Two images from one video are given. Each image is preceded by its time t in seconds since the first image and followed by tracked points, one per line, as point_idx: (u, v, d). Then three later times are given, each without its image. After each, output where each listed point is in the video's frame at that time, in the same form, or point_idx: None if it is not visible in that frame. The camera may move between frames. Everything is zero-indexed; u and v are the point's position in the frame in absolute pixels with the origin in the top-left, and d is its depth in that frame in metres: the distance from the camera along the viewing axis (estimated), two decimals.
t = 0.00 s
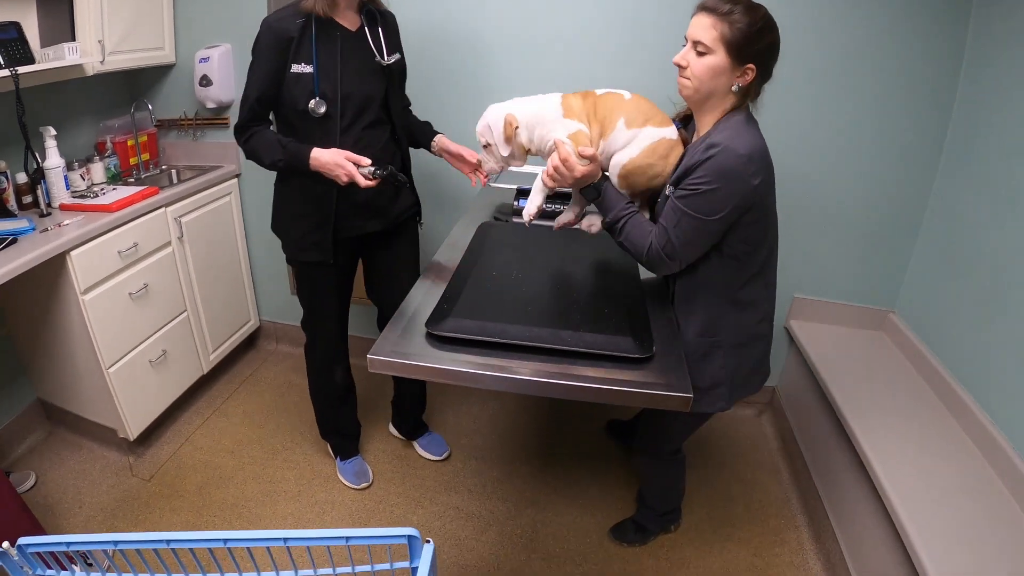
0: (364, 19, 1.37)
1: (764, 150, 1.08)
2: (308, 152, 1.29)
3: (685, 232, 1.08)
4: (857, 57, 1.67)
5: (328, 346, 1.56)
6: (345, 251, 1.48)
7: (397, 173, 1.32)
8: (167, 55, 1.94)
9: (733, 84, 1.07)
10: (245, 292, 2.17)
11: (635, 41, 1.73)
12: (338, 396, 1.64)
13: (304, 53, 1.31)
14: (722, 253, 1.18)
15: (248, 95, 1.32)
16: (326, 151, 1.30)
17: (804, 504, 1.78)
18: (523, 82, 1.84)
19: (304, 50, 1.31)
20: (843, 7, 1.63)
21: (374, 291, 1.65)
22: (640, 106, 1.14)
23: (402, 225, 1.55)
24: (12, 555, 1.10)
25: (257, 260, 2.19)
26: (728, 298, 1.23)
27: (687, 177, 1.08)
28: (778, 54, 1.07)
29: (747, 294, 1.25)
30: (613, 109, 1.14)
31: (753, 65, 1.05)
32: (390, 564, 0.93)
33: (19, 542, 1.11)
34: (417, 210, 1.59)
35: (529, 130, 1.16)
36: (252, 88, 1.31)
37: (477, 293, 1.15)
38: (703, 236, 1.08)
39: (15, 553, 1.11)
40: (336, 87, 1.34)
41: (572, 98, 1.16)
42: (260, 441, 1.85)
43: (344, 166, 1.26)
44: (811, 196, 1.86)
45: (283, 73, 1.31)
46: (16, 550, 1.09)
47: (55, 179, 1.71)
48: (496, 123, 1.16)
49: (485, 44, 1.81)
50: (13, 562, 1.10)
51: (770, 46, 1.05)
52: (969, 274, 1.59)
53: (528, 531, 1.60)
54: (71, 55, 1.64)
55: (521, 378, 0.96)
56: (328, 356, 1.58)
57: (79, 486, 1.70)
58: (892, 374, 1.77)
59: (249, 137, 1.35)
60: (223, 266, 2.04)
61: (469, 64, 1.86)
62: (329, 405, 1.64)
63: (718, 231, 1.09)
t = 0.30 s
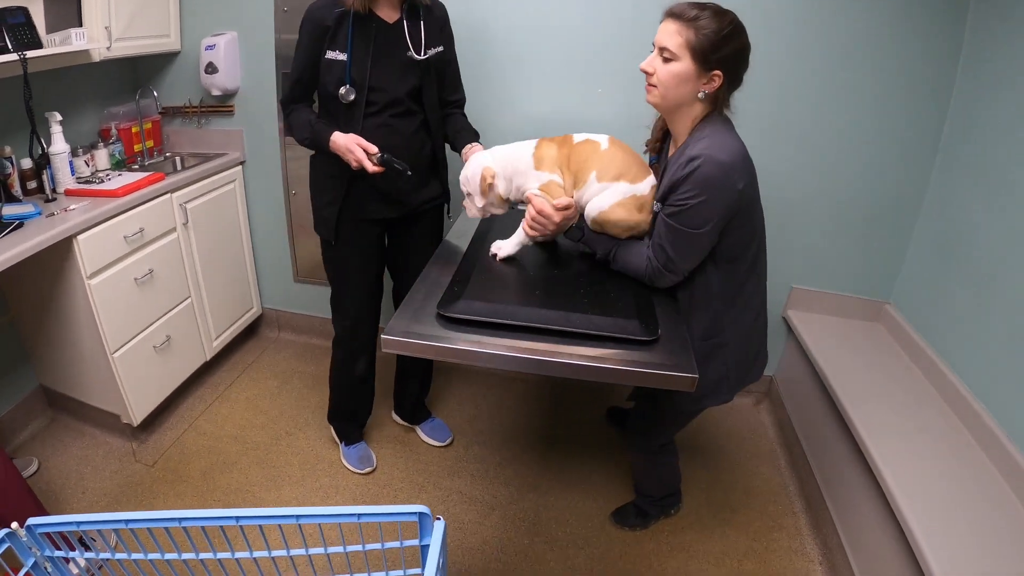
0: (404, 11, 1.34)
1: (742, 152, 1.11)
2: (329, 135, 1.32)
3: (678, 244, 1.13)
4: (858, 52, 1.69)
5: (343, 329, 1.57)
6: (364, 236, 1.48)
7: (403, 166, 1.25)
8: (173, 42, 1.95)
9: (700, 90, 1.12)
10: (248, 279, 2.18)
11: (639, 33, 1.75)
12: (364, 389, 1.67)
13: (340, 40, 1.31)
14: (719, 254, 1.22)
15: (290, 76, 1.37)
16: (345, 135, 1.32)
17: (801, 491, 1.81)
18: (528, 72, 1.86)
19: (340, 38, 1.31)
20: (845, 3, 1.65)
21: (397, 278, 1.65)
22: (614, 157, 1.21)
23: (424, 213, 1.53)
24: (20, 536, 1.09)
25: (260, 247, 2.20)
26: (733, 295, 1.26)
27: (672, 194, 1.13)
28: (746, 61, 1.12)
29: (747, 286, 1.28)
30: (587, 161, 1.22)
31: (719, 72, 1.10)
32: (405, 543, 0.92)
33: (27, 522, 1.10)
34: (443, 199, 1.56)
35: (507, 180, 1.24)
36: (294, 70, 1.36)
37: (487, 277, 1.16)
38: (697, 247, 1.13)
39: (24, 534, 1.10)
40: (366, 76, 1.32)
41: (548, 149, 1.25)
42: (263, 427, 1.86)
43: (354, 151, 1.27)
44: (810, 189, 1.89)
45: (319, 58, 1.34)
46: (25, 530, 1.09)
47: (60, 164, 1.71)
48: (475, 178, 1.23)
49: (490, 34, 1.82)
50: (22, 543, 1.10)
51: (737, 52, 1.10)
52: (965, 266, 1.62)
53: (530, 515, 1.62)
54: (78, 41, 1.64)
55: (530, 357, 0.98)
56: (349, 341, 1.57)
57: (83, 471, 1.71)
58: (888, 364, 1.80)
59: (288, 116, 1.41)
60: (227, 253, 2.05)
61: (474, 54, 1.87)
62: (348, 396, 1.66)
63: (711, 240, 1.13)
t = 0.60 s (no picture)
0: (414, 16, 1.33)
1: (729, 141, 1.12)
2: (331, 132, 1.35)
3: (675, 238, 1.13)
4: (855, 54, 1.71)
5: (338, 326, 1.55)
6: (366, 230, 1.49)
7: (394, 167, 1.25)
8: (174, 40, 1.96)
9: (683, 83, 1.13)
10: (248, 276, 2.19)
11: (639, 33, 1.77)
12: (359, 389, 1.62)
13: (348, 42, 1.32)
14: (714, 246, 1.23)
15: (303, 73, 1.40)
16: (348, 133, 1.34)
17: (796, 489, 1.83)
18: (527, 71, 1.87)
19: (348, 39, 1.32)
20: (843, 5, 1.67)
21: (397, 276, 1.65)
22: (606, 165, 1.25)
23: (427, 213, 1.53)
24: (23, 530, 1.10)
25: (260, 244, 2.21)
26: (727, 288, 1.28)
27: (665, 189, 1.14)
28: (725, 49, 1.13)
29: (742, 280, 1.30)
30: (580, 167, 1.26)
31: (700, 62, 1.11)
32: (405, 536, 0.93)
33: (29, 516, 1.10)
34: (446, 202, 1.55)
35: (501, 166, 1.28)
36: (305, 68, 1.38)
37: (486, 273, 1.18)
38: (693, 239, 1.14)
39: (26, 527, 1.11)
40: (372, 78, 1.33)
41: (546, 146, 1.28)
42: (263, 423, 1.87)
43: (349, 150, 1.29)
44: (807, 189, 1.91)
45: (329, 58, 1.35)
46: (28, 523, 1.09)
47: (62, 161, 1.72)
48: (472, 159, 1.27)
49: (490, 33, 1.84)
50: (24, 536, 1.10)
51: (716, 42, 1.11)
52: (960, 266, 1.64)
53: (528, 511, 1.63)
54: (81, 38, 1.65)
55: (527, 352, 0.99)
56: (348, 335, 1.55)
57: (83, 467, 1.71)
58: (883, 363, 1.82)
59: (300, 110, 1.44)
60: (227, 250, 2.06)
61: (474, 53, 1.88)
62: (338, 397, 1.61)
63: (706, 231, 1.14)
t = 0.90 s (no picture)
0: (397, 10, 1.32)
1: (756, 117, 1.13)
2: (326, 133, 1.33)
3: (691, 207, 1.11)
4: (858, 47, 1.70)
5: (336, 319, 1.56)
6: (366, 227, 1.50)
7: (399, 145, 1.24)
8: (176, 34, 1.96)
9: (701, 44, 1.12)
10: (249, 269, 2.20)
11: (638, 26, 1.76)
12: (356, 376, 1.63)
13: (333, 43, 1.30)
14: (720, 229, 1.23)
15: (285, 80, 1.36)
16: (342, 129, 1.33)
17: (794, 485, 1.82)
18: (526, 64, 1.86)
19: (333, 39, 1.30)
20: None
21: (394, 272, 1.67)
22: (604, 168, 1.24)
23: (423, 206, 1.55)
24: (22, 518, 1.11)
25: (262, 237, 2.22)
26: (727, 275, 1.28)
27: (684, 154, 1.12)
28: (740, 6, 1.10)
29: (740, 269, 1.30)
30: (578, 167, 1.25)
31: (714, 22, 1.09)
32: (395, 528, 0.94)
33: (29, 504, 1.12)
34: (441, 194, 1.58)
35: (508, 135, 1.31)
36: (287, 73, 1.35)
37: (479, 266, 1.18)
38: (705, 210, 1.12)
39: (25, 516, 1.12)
40: (361, 77, 1.33)
41: (549, 139, 1.27)
42: (263, 415, 1.88)
43: (351, 143, 1.29)
44: (808, 184, 1.89)
45: (312, 61, 1.33)
46: (26, 512, 1.11)
47: (64, 155, 1.74)
48: (486, 119, 1.29)
49: (489, 26, 1.83)
50: (23, 524, 1.12)
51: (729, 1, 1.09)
52: (961, 262, 1.63)
53: (525, 505, 1.64)
54: (82, 34, 1.66)
55: (517, 345, 0.99)
56: (344, 332, 1.57)
57: (85, 457, 1.73)
58: (883, 360, 1.81)
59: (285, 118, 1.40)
60: (228, 244, 2.07)
61: (473, 46, 1.87)
62: (337, 389, 1.63)
63: (718, 203, 1.13)
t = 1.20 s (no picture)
0: None
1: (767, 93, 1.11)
2: (322, 113, 1.29)
3: (717, 182, 1.07)
4: (861, 32, 1.63)
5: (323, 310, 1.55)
6: (353, 219, 1.48)
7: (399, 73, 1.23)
8: (170, 26, 1.96)
9: (698, 20, 1.08)
10: (245, 261, 2.20)
11: (633, 13, 1.71)
12: (343, 370, 1.63)
13: (307, 36, 1.30)
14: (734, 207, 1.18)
15: (261, 77, 1.33)
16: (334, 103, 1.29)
17: (792, 484, 1.78)
18: (519, 52, 1.83)
19: (307, 32, 1.30)
20: None
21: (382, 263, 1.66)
22: (589, 163, 1.19)
23: (407, 193, 1.56)
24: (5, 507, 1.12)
25: (258, 229, 2.22)
26: (731, 261, 1.24)
27: (702, 127, 1.08)
28: None
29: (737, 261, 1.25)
30: (562, 160, 1.20)
31: None
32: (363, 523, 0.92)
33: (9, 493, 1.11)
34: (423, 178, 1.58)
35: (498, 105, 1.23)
36: (260, 71, 1.32)
37: (457, 258, 1.16)
38: (727, 186, 1.08)
39: (6, 506, 1.13)
40: (337, 68, 1.34)
41: (537, 126, 1.22)
42: (255, 407, 1.88)
43: (351, 100, 1.23)
44: (810, 174, 1.84)
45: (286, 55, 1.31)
46: (7, 502, 1.11)
47: (57, 148, 1.74)
48: (485, 83, 1.19)
49: (481, 14, 1.80)
50: (6, 514, 1.12)
51: None
52: (967, 255, 1.57)
53: (515, 501, 1.62)
54: (74, 26, 1.67)
55: (491, 339, 0.96)
56: (331, 327, 1.56)
57: (78, 448, 1.74)
58: (886, 356, 1.75)
59: (261, 118, 1.36)
60: (222, 236, 2.07)
61: (466, 34, 1.84)
62: (325, 380, 1.63)
63: (740, 179, 1.09)
